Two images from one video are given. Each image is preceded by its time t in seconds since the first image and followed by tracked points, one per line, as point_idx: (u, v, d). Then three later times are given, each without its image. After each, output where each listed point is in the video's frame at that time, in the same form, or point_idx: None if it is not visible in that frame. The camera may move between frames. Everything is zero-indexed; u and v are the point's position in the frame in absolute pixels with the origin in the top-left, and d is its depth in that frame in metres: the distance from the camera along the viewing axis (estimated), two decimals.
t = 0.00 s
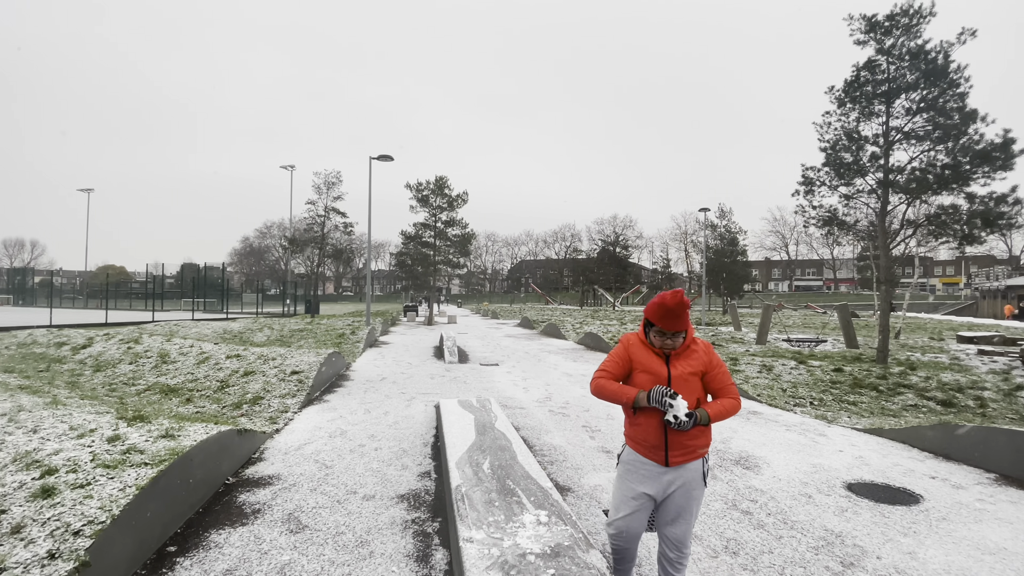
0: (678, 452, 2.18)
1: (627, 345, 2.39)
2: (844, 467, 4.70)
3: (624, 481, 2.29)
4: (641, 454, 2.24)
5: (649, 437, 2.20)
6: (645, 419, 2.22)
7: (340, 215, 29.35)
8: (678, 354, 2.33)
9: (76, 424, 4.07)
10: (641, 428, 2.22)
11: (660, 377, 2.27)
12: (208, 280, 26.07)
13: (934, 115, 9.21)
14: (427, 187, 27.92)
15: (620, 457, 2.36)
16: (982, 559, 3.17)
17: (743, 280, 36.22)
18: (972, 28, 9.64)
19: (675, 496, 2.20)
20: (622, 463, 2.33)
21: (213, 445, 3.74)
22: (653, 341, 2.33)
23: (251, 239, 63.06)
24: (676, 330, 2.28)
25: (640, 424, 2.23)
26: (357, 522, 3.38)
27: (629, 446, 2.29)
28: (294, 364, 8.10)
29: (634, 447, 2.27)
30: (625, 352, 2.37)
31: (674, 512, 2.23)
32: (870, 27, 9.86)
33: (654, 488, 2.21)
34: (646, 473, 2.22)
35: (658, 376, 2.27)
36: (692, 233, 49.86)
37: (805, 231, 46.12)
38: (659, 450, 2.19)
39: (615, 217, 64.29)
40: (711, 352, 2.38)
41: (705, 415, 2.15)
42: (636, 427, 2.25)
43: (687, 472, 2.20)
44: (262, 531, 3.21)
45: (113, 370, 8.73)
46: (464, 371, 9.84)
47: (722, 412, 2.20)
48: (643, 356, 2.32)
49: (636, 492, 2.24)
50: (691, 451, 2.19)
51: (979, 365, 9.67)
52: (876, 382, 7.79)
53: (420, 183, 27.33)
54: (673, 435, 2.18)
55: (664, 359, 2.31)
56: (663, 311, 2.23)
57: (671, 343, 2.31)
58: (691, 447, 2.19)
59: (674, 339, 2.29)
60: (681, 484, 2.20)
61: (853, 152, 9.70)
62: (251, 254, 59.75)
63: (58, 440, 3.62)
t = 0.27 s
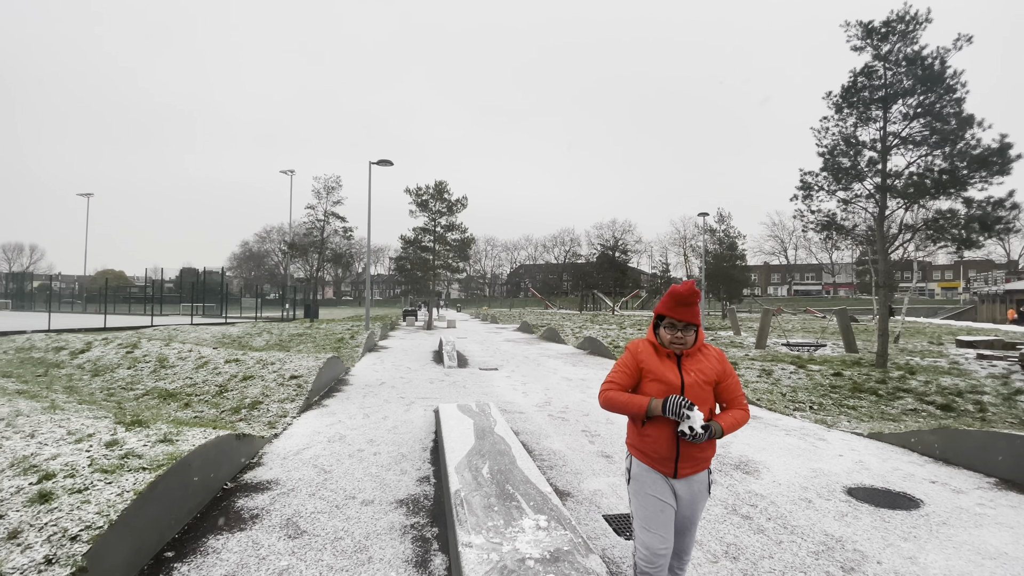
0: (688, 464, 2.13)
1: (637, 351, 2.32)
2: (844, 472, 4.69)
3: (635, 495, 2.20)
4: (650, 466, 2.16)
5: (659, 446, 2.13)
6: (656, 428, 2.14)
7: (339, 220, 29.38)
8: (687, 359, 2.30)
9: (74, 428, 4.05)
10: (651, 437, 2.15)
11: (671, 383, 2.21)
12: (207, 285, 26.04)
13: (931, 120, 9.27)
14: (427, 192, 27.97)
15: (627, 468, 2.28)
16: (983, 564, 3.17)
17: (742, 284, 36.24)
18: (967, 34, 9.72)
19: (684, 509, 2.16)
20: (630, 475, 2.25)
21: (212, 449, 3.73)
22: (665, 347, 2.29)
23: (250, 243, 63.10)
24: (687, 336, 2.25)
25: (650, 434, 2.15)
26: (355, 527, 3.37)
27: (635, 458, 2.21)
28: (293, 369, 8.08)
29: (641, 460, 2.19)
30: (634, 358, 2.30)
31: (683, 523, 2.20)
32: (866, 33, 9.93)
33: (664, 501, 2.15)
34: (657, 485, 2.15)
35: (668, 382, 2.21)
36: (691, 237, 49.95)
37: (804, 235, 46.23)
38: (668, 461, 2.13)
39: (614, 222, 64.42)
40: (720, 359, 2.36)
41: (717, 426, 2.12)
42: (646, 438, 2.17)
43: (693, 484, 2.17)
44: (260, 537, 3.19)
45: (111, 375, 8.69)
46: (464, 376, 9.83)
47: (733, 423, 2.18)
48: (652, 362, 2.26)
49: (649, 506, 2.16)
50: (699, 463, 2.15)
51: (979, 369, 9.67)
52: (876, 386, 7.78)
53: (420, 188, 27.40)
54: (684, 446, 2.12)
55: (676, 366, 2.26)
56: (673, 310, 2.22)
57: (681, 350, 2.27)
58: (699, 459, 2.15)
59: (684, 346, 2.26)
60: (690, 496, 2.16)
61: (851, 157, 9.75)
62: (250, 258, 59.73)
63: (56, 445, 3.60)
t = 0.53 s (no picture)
0: (699, 471, 2.09)
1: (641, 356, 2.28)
2: (841, 474, 4.70)
3: (644, 515, 2.10)
4: (660, 477, 2.09)
5: (671, 454, 2.07)
6: (667, 434, 2.09)
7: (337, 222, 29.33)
8: (690, 364, 2.30)
9: (72, 431, 4.04)
10: (662, 445, 2.09)
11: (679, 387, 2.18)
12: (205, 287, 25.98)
13: (926, 123, 9.32)
14: (425, 194, 27.98)
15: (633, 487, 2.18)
16: (979, 565, 3.18)
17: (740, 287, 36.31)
18: (962, 38, 9.79)
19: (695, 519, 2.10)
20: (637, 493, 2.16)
21: (210, 452, 3.73)
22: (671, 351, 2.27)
23: (248, 246, 62.98)
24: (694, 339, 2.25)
25: (661, 441, 2.09)
26: (353, 530, 3.37)
27: (644, 471, 2.13)
28: (291, 372, 8.07)
29: (650, 472, 2.11)
30: (639, 363, 2.25)
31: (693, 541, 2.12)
32: (862, 37, 10.00)
33: (676, 516, 2.07)
34: (668, 500, 2.07)
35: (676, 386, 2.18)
36: (689, 240, 50.06)
37: (802, 238, 46.37)
38: (680, 470, 2.08)
39: (612, 225, 64.52)
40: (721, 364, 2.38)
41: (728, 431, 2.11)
42: (656, 445, 2.10)
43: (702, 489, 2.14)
44: (258, 539, 3.19)
45: (108, 378, 8.66)
46: (462, 378, 9.82)
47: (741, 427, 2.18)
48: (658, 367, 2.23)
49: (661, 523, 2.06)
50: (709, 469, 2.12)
51: (975, 371, 9.71)
52: (873, 388, 7.80)
53: (418, 191, 27.41)
54: (696, 453, 2.08)
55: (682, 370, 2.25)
56: (680, 314, 2.21)
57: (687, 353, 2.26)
58: (709, 465, 2.12)
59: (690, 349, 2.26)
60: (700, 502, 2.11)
61: (847, 160, 9.80)
62: (248, 260, 59.61)
63: (53, 448, 3.59)
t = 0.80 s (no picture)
0: (721, 485, 1.91)
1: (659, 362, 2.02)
2: (833, 473, 4.75)
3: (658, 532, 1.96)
4: (678, 494, 1.90)
5: (695, 470, 1.87)
6: (690, 449, 1.88)
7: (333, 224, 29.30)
8: (710, 371, 2.08)
9: (66, 433, 4.03)
10: (685, 461, 1.88)
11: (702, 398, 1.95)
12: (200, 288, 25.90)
13: (919, 126, 9.41)
14: (421, 195, 27.99)
15: (646, 500, 2.02)
16: (968, 563, 3.23)
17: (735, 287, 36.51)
18: (953, 42, 9.89)
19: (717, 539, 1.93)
20: (650, 508, 2.00)
21: (204, 454, 3.71)
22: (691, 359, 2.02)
23: (243, 246, 62.76)
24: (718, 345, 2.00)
25: (684, 456, 1.88)
26: (349, 531, 3.38)
27: (659, 486, 1.95)
28: (286, 373, 8.05)
29: (667, 488, 1.92)
30: (659, 373, 1.99)
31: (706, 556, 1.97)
32: (855, 40, 10.08)
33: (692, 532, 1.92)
34: (683, 516, 1.91)
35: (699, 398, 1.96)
36: (685, 241, 50.27)
37: (796, 239, 46.66)
38: (701, 486, 1.88)
39: (608, 226, 64.72)
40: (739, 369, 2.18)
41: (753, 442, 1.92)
42: (677, 462, 1.89)
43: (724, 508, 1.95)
44: (253, 541, 3.19)
45: (102, 380, 8.62)
46: (458, 379, 9.83)
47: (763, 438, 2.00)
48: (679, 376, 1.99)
49: (672, 539, 1.93)
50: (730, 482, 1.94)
51: (966, 371, 9.82)
52: (865, 388, 7.87)
53: (413, 192, 27.42)
54: (720, 468, 1.88)
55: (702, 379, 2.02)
56: (707, 320, 1.93)
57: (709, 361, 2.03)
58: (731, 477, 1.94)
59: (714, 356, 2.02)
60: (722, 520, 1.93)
61: (840, 162, 9.87)
62: (244, 261, 59.42)
63: (48, 450, 3.59)
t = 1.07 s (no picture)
0: (759, 495, 1.81)
1: (685, 367, 1.94)
2: (820, 471, 4.82)
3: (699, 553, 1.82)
4: (717, 509, 1.80)
5: (731, 482, 1.77)
6: (724, 460, 1.79)
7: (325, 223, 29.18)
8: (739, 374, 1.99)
9: (53, 434, 4.00)
10: (719, 472, 1.79)
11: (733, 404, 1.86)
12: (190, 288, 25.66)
13: (905, 128, 9.55)
14: (413, 195, 27.94)
15: (680, 522, 1.90)
16: (949, 558, 3.29)
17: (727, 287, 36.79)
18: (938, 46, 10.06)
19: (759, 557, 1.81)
20: (686, 530, 1.88)
21: (194, 455, 3.70)
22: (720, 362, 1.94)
23: (234, 246, 62.26)
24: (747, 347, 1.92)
25: (716, 467, 1.79)
26: (339, 531, 3.38)
27: (696, 503, 1.84)
28: (277, 373, 8.02)
29: (705, 503, 1.81)
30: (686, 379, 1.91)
31: None
32: (843, 43, 10.20)
33: (735, 552, 1.79)
34: (725, 535, 1.79)
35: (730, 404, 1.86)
36: (677, 241, 50.59)
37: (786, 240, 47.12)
38: (740, 498, 1.78)
39: (601, 226, 64.95)
40: (769, 370, 2.08)
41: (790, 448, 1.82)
42: (712, 473, 1.79)
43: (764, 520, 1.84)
44: (242, 541, 3.19)
45: (90, 381, 8.53)
46: (450, 379, 9.83)
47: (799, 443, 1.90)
48: (707, 381, 1.90)
49: (715, 565, 1.78)
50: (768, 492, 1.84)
51: (951, 370, 9.98)
52: (853, 387, 7.98)
53: (406, 192, 27.36)
54: (757, 476, 1.78)
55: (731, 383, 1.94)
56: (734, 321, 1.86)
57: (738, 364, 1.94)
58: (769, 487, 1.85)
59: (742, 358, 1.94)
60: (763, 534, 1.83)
61: (828, 164, 9.99)
62: (234, 261, 58.92)
63: (34, 451, 3.56)
